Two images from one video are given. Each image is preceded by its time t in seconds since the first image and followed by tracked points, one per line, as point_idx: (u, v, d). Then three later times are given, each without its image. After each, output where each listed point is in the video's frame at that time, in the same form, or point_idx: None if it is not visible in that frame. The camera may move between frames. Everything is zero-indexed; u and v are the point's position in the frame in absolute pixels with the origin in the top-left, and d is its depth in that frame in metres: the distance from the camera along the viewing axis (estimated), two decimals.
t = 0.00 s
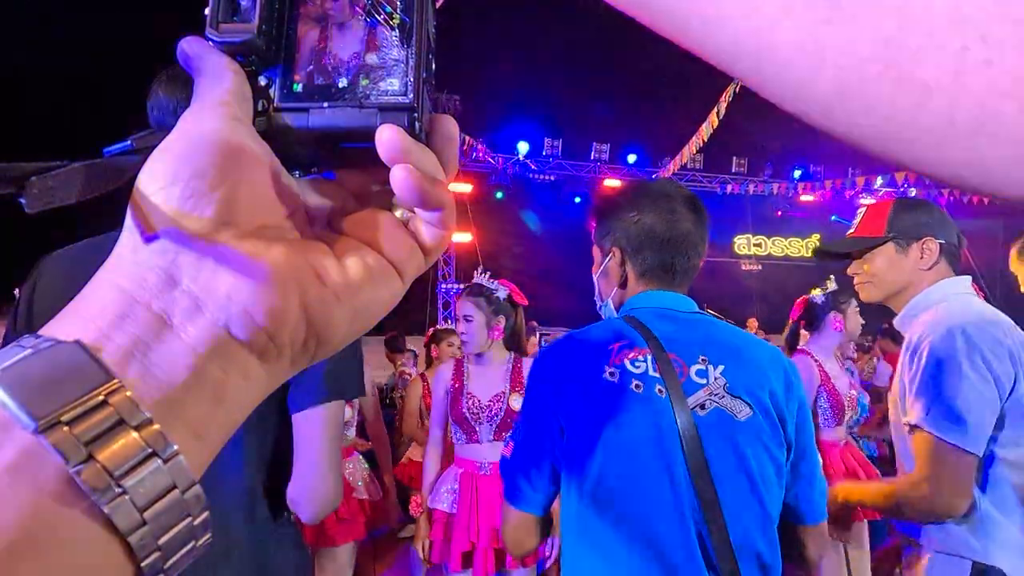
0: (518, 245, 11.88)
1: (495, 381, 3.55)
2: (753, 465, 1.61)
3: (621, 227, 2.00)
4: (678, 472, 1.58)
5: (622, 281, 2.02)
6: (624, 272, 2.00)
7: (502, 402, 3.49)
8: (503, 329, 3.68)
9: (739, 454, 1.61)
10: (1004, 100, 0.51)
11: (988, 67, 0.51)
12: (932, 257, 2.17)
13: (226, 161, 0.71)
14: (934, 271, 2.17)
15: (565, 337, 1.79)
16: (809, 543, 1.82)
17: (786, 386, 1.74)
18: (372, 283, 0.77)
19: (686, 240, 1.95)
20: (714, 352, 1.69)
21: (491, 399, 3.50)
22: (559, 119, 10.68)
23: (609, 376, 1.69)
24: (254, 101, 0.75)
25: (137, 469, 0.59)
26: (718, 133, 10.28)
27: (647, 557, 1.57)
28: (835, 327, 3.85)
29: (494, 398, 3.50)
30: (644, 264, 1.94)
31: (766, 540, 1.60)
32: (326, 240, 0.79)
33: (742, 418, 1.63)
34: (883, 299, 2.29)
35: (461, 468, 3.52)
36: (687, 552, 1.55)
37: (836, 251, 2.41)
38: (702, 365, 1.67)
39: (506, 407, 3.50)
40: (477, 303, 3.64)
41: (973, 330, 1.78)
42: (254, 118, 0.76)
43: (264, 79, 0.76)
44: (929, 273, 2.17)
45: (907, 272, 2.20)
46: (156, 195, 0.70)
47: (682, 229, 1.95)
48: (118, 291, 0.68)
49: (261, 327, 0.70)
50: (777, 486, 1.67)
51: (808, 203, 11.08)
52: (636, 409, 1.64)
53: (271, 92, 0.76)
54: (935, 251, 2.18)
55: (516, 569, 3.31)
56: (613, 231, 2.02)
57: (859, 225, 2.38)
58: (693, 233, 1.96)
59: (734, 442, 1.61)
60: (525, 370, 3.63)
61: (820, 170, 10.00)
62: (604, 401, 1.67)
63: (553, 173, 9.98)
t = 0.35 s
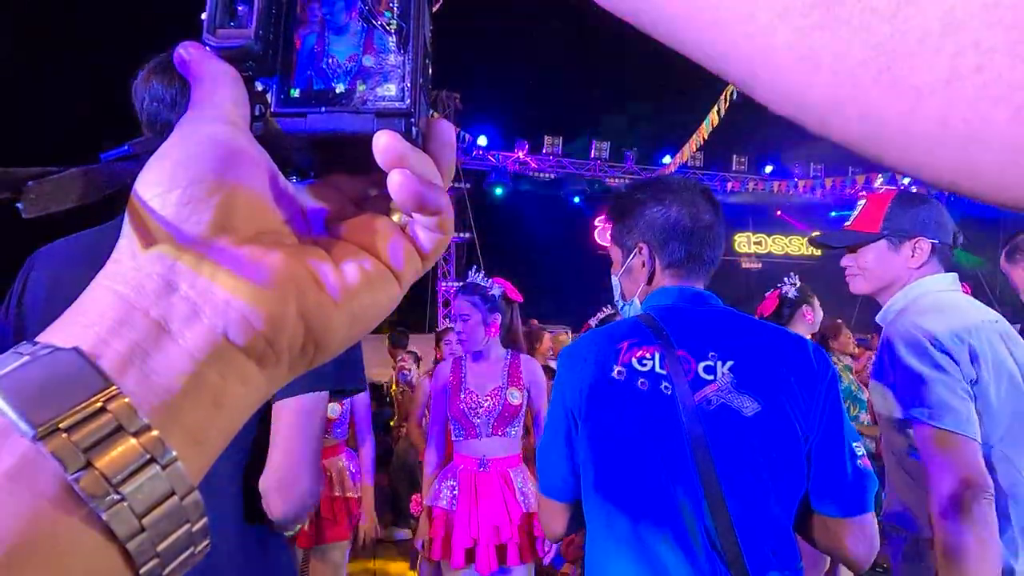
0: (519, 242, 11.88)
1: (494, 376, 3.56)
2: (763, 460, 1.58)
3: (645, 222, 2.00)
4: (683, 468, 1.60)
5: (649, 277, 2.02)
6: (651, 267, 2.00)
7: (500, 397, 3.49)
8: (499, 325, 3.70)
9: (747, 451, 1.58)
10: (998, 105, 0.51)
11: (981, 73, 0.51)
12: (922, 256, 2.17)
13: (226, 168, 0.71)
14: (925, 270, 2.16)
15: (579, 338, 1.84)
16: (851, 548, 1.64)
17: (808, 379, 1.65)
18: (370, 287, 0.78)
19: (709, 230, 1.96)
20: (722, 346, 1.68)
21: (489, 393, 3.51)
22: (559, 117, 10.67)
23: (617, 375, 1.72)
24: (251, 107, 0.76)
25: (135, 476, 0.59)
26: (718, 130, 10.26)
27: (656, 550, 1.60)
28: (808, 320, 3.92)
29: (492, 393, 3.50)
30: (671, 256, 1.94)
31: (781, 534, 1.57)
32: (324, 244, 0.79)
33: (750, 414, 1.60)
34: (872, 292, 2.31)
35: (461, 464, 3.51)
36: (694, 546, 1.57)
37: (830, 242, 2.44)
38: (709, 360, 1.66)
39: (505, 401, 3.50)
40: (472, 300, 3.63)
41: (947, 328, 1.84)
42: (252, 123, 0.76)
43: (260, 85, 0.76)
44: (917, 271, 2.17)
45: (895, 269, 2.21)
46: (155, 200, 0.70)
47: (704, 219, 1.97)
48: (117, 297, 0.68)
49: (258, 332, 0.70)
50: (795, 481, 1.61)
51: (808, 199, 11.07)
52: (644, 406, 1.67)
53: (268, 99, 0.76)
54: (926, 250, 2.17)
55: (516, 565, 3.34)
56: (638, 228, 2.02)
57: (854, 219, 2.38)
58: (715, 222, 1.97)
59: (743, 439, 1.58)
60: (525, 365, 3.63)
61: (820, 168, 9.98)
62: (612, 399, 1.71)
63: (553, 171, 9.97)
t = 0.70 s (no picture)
0: (518, 242, 11.87)
1: (496, 375, 3.56)
2: (795, 451, 1.62)
3: (640, 218, 2.01)
4: (724, 468, 1.60)
5: (647, 273, 2.02)
6: (649, 262, 2.00)
7: (503, 396, 3.50)
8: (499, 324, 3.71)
9: (781, 443, 1.61)
10: (995, 116, 0.52)
11: (979, 84, 0.51)
12: (920, 249, 2.18)
13: (229, 176, 0.72)
14: (921, 263, 2.18)
15: (603, 339, 1.78)
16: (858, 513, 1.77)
17: (817, 366, 1.74)
18: (370, 294, 0.78)
19: (701, 222, 2.00)
20: (746, 342, 1.70)
21: (492, 393, 3.50)
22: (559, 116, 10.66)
23: (649, 379, 1.68)
24: (252, 115, 0.76)
25: (135, 484, 0.60)
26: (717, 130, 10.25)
27: (700, 552, 1.60)
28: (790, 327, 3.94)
29: (494, 393, 3.50)
30: (670, 249, 1.96)
31: (813, 519, 1.62)
32: (325, 252, 0.79)
33: (780, 408, 1.64)
34: (867, 282, 2.32)
35: (463, 462, 3.51)
36: (738, 545, 1.58)
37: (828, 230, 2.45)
38: (736, 357, 1.68)
39: (509, 399, 3.51)
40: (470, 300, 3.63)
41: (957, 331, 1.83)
42: (253, 131, 0.76)
43: (261, 92, 0.76)
44: (915, 262, 2.18)
45: (893, 260, 2.22)
46: (158, 208, 0.70)
47: (696, 212, 2.01)
48: (118, 304, 0.68)
49: (259, 340, 0.71)
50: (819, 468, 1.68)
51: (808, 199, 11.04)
52: (679, 407, 1.65)
53: (269, 107, 0.76)
54: (924, 243, 2.17)
55: (520, 560, 3.35)
56: (631, 224, 2.03)
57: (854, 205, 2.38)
58: (706, 214, 2.02)
59: (776, 432, 1.62)
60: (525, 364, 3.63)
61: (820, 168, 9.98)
62: (645, 403, 1.68)
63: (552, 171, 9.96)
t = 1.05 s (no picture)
0: (517, 241, 11.86)
1: (503, 375, 3.55)
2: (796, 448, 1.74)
3: (636, 215, 2.01)
4: (755, 466, 1.63)
5: (642, 270, 2.01)
6: (645, 258, 1.99)
7: (511, 395, 3.49)
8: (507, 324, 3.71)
9: (790, 440, 1.72)
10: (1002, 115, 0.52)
11: (984, 83, 0.52)
12: (914, 246, 2.18)
13: (237, 176, 0.71)
14: (915, 258, 2.17)
15: (643, 333, 1.68)
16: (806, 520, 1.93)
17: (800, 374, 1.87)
18: (377, 294, 0.78)
19: (694, 222, 2.01)
20: (756, 344, 1.77)
21: (500, 392, 3.49)
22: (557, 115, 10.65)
23: (692, 376, 1.63)
24: (258, 115, 0.76)
25: (144, 484, 0.60)
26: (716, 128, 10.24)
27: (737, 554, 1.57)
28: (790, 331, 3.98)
29: (502, 393, 3.49)
30: (666, 247, 1.96)
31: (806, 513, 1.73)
32: (331, 252, 0.79)
33: (788, 408, 1.74)
34: (860, 279, 2.31)
35: (469, 457, 3.51)
36: (764, 543, 1.60)
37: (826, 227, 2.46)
38: (753, 358, 1.74)
39: (516, 399, 3.51)
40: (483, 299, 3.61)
41: (940, 330, 1.85)
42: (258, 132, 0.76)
43: (267, 93, 0.76)
44: (909, 258, 2.18)
45: (887, 255, 2.21)
46: (166, 209, 0.70)
47: (690, 211, 2.02)
48: (126, 306, 0.68)
49: (266, 341, 0.70)
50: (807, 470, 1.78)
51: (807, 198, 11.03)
52: (721, 405, 1.63)
53: (275, 106, 0.76)
54: (918, 238, 2.18)
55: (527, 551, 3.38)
56: (626, 221, 2.03)
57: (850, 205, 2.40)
58: (699, 214, 2.03)
59: (786, 430, 1.72)
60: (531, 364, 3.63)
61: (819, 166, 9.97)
62: (688, 401, 1.62)
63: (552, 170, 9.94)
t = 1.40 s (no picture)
0: (517, 242, 11.87)
1: (508, 376, 3.55)
2: (783, 454, 1.72)
3: (629, 214, 2.02)
4: (738, 467, 1.62)
5: (634, 269, 2.01)
6: (637, 258, 1.99)
7: (513, 399, 3.50)
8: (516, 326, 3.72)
9: (776, 445, 1.71)
10: (1005, 116, 0.52)
11: (986, 84, 0.51)
12: (875, 254, 2.19)
13: (238, 176, 0.72)
14: (880, 267, 2.18)
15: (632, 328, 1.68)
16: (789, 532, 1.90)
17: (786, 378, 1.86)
18: (377, 293, 0.78)
19: (690, 224, 2.01)
20: (747, 347, 1.77)
21: (503, 395, 3.50)
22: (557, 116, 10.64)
23: (680, 373, 1.63)
24: (261, 115, 0.76)
25: (146, 483, 0.60)
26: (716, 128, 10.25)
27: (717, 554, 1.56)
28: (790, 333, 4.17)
29: (506, 393, 3.50)
30: (659, 246, 1.96)
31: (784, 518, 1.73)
32: (333, 252, 0.79)
33: (777, 413, 1.73)
34: (835, 290, 2.34)
35: (472, 453, 3.49)
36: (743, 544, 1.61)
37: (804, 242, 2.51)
38: (742, 360, 1.73)
39: (517, 402, 3.50)
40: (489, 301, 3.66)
41: (942, 330, 1.81)
42: (261, 132, 0.76)
43: (269, 93, 0.77)
44: (872, 269, 2.20)
45: (853, 266, 2.23)
46: (167, 209, 0.70)
47: (686, 214, 2.02)
48: (128, 305, 0.68)
49: (268, 341, 0.71)
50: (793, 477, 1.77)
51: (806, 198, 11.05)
52: (707, 404, 1.62)
53: (277, 107, 0.76)
54: (879, 247, 2.19)
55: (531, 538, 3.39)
56: (620, 220, 2.04)
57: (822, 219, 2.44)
58: (696, 216, 2.03)
59: (773, 435, 1.70)
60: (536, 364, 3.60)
61: (818, 166, 9.99)
62: (675, 397, 1.61)
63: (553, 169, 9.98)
